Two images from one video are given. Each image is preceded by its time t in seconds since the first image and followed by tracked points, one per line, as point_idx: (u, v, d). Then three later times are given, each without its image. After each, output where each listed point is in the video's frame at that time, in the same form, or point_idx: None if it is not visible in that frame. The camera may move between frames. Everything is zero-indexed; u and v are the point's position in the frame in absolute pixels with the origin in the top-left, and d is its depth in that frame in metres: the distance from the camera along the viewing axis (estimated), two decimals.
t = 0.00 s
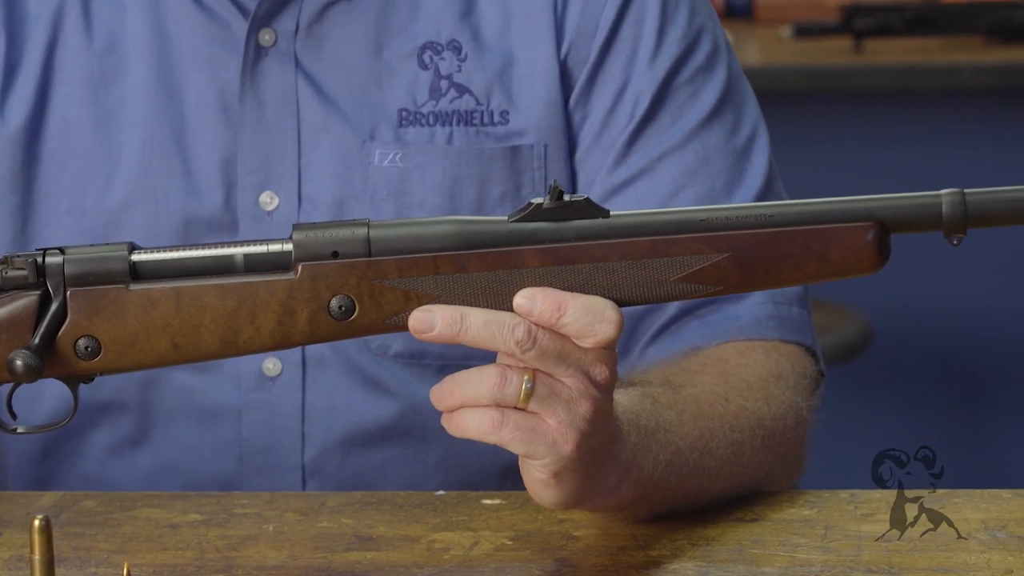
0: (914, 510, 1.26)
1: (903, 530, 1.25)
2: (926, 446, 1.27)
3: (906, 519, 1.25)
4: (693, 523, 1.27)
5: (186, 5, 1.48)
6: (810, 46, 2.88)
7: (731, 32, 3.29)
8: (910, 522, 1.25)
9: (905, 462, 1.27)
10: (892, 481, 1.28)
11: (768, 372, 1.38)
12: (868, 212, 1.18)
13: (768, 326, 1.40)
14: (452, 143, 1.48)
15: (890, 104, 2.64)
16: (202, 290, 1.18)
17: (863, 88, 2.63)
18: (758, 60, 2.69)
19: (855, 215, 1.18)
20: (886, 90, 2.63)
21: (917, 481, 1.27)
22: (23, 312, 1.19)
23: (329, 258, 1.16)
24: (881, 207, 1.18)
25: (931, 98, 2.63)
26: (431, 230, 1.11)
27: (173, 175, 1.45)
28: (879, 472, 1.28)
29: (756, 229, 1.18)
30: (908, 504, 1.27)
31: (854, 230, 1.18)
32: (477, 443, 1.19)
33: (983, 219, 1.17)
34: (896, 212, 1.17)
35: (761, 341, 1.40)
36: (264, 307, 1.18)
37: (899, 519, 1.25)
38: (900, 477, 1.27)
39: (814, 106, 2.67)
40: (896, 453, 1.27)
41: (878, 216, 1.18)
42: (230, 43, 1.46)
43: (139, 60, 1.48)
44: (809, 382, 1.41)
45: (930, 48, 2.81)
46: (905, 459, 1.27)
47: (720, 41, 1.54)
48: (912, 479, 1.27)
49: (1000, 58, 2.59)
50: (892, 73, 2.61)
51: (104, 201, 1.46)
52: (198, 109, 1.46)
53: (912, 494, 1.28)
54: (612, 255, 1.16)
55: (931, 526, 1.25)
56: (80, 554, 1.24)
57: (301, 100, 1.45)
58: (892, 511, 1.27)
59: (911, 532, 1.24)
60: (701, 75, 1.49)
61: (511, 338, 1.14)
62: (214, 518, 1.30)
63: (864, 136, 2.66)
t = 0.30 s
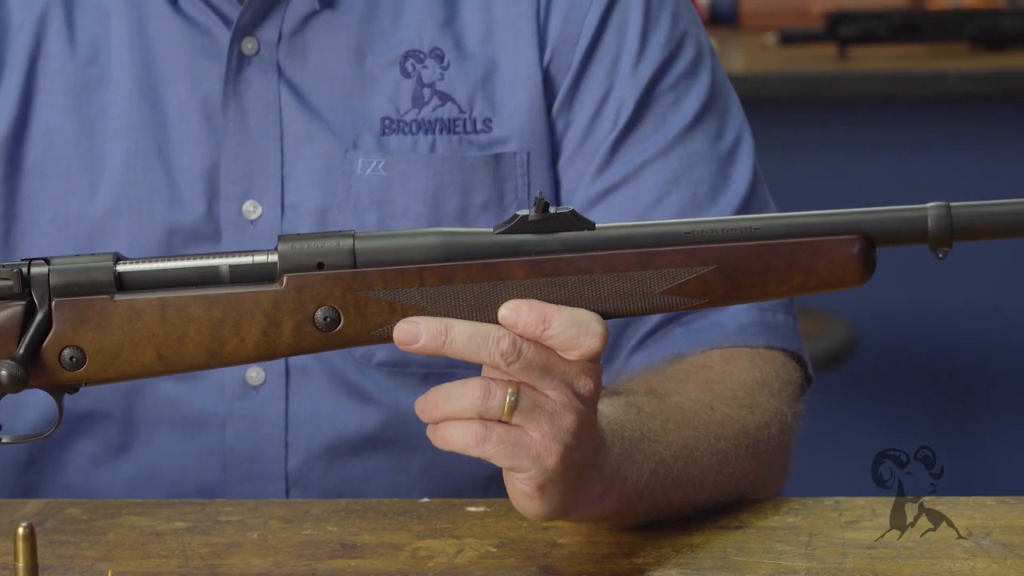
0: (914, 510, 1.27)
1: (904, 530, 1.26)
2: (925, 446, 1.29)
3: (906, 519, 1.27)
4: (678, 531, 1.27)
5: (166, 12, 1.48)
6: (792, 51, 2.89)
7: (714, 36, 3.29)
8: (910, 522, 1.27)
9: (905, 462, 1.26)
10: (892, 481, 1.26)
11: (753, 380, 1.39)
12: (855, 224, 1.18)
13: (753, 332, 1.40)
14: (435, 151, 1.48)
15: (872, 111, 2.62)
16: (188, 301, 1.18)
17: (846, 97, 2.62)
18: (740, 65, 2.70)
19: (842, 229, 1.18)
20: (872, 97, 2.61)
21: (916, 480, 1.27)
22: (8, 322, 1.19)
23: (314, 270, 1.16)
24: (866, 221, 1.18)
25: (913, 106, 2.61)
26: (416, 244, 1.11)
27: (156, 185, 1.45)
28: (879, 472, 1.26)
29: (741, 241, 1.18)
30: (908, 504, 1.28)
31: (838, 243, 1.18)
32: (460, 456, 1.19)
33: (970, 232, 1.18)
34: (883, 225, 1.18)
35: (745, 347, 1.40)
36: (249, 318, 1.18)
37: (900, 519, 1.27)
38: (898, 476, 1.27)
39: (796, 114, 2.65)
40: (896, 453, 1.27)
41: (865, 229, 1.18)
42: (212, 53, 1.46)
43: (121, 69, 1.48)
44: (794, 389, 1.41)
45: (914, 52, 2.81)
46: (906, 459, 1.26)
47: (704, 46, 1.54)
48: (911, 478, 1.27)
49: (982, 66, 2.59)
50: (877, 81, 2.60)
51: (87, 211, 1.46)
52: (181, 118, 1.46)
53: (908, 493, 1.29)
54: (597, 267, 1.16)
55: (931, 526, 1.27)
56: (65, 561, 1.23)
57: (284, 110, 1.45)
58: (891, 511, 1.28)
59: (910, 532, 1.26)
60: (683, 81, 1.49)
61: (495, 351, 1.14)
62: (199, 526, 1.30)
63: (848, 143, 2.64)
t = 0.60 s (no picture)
0: (914, 510, 1.29)
1: (904, 530, 1.28)
2: (925, 447, 1.33)
3: (906, 519, 1.29)
4: (662, 536, 1.27)
5: (150, 21, 1.48)
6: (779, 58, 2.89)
7: (701, 44, 3.29)
8: (910, 523, 1.28)
9: (905, 462, 1.31)
10: (892, 481, 1.31)
11: (737, 386, 1.39)
12: (837, 227, 1.18)
13: (736, 339, 1.40)
14: (419, 158, 1.48)
15: (859, 117, 2.65)
16: (171, 304, 1.18)
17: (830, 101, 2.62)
18: (725, 71, 2.70)
19: (824, 231, 1.18)
20: (855, 103, 2.62)
21: (916, 480, 1.31)
22: None
23: (298, 273, 1.16)
24: (848, 223, 1.19)
25: (896, 112, 2.63)
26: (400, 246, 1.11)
27: (140, 193, 1.46)
28: (879, 472, 1.31)
29: (724, 243, 1.18)
30: (908, 504, 1.30)
31: (822, 245, 1.18)
32: (444, 459, 1.18)
33: (951, 234, 1.19)
34: (864, 228, 1.19)
35: (730, 353, 1.40)
36: (232, 321, 1.18)
37: (900, 520, 1.29)
38: (899, 477, 1.31)
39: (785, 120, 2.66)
40: (898, 452, 1.32)
41: (847, 231, 1.19)
42: (197, 63, 1.47)
43: (105, 77, 1.49)
44: (778, 395, 1.42)
45: (898, 59, 2.82)
46: (905, 459, 1.31)
47: (687, 53, 1.54)
48: (911, 479, 1.31)
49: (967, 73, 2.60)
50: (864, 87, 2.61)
51: (72, 218, 1.46)
52: (164, 126, 1.47)
53: (908, 495, 1.31)
54: (580, 269, 1.16)
55: (931, 526, 1.28)
56: (48, 567, 1.23)
57: (269, 120, 1.46)
58: (891, 513, 1.30)
59: (910, 532, 1.27)
60: (667, 88, 1.49)
61: (479, 353, 1.14)
62: (183, 531, 1.30)
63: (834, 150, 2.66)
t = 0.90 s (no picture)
0: (914, 511, 1.30)
1: (904, 530, 1.28)
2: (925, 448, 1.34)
3: (906, 520, 1.29)
4: (647, 540, 1.27)
5: (135, 25, 1.49)
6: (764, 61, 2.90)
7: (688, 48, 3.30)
8: (910, 523, 1.29)
9: (905, 462, 1.33)
10: (892, 481, 1.32)
11: (721, 389, 1.38)
12: (821, 228, 1.18)
13: (720, 342, 1.39)
14: (404, 163, 1.48)
15: (847, 118, 2.65)
16: (154, 307, 1.18)
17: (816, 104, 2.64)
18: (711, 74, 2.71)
19: (808, 232, 1.18)
20: (842, 104, 2.62)
21: (917, 480, 1.32)
22: None
23: (281, 276, 1.16)
24: (832, 224, 1.19)
25: (881, 116, 2.63)
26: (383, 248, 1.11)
27: (125, 200, 1.45)
28: (879, 472, 1.33)
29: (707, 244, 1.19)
30: (908, 505, 1.31)
31: (806, 246, 1.18)
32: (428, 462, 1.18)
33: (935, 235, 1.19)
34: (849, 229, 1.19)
35: (713, 356, 1.40)
36: (216, 324, 1.18)
37: (900, 520, 1.29)
38: (899, 477, 1.33)
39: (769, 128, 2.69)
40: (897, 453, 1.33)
41: (831, 232, 1.18)
42: (183, 66, 1.47)
43: (90, 82, 1.49)
44: (762, 399, 1.41)
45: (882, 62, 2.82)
46: (905, 459, 1.33)
47: (673, 57, 1.54)
48: (911, 479, 1.32)
49: (952, 75, 2.59)
50: (844, 90, 2.61)
51: (57, 223, 1.47)
52: (150, 133, 1.47)
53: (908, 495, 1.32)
54: (564, 271, 1.16)
55: (931, 526, 1.29)
56: (31, 571, 1.22)
57: (255, 124, 1.46)
58: (891, 513, 1.31)
59: (910, 533, 1.28)
60: (652, 92, 1.49)
61: (463, 356, 1.13)
62: (166, 535, 1.29)
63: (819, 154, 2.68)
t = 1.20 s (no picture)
0: (914, 510, 1.30)
1: (903, 531, 1.28)
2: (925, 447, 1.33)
3: (906, 520, 1.30)
4: (628, 542, 1.27)
5: (115, 28, 1.49)
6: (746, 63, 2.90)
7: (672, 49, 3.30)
8: (910, 523, 1.29)
9: (905, 462, 1.32)
10: (892, 481, 1.32)
11: (702, 390, 1.38)
12: (799, 230, 1.19)
13: (700, 343, 1.40)
14: (384, 166, 1.48)
15: (831, 121, 2.66)
16: (135, 308, 1.17)
17: (800, 106, 2.64)
18: (692, 76, 2.71)
19: (786, 233, 1.19)
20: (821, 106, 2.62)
21: (917, 480, 1.31)
22: None
23: (262, 277, 1.16)
24: (814, 226, 1.19)
25: (865, 116, 2.64)
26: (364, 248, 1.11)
27: (106, 204, 1.46)
28: (879, 472, 1.32)
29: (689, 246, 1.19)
30: (908, 505, 1.31)
31: (787, 246, 1.19)
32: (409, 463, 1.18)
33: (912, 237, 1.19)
34: (828, 230, 1.19)
35: (692, 358, 1.40)
36: (196, 325, 1.17)
37: (900, 519, 1.30)
38: (899, 477, 1.32)
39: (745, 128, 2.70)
40: (896, 454, 1.32)
41: (809, 232, 1.19)
42: (166, 70, 1.47)
43: (71, 87, 1.49)
44: (743, 400, 1.41)
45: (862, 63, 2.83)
46: (905, 459, 1.32)
47: (652, 58, 1.54)
48: (911, 479, 1.32)
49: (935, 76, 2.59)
50: (822, 92, 2.61)
51: (37, 227, 1.46)
52: (130, 137, 1.47)
53: (908, 495, 1.32)
54: (545, 272, 1.16)
55: (931, 526, 1.29)
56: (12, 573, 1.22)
57: (235, 127, 1.45)
58: (891, 513, 1.31)
59: (911, 535, 1.28)
60: (631, 93, 1.49)
61: (443, 356, 1.12)
62: (147, 537, 1.29)
63: (805, 156, 2.69)
